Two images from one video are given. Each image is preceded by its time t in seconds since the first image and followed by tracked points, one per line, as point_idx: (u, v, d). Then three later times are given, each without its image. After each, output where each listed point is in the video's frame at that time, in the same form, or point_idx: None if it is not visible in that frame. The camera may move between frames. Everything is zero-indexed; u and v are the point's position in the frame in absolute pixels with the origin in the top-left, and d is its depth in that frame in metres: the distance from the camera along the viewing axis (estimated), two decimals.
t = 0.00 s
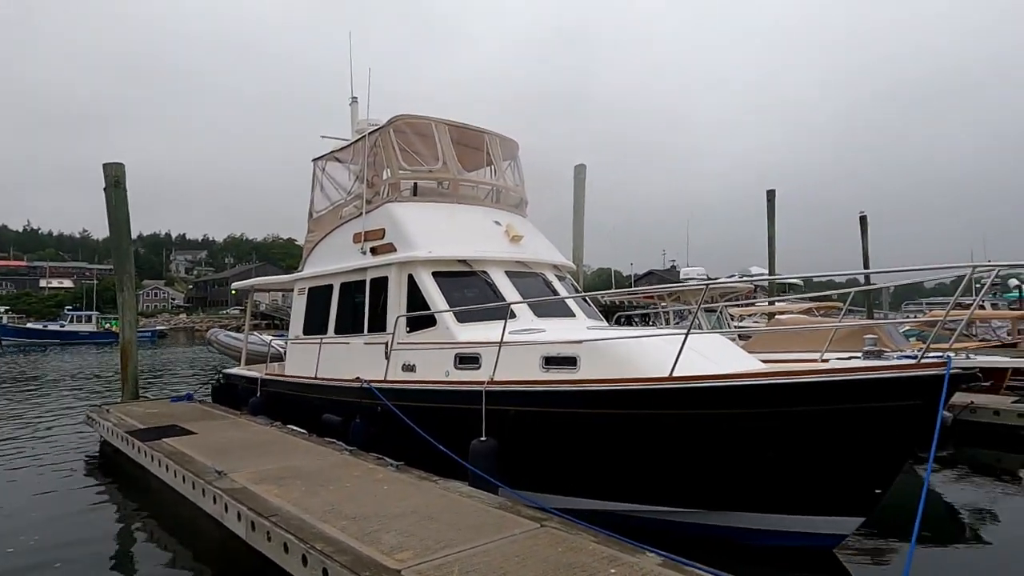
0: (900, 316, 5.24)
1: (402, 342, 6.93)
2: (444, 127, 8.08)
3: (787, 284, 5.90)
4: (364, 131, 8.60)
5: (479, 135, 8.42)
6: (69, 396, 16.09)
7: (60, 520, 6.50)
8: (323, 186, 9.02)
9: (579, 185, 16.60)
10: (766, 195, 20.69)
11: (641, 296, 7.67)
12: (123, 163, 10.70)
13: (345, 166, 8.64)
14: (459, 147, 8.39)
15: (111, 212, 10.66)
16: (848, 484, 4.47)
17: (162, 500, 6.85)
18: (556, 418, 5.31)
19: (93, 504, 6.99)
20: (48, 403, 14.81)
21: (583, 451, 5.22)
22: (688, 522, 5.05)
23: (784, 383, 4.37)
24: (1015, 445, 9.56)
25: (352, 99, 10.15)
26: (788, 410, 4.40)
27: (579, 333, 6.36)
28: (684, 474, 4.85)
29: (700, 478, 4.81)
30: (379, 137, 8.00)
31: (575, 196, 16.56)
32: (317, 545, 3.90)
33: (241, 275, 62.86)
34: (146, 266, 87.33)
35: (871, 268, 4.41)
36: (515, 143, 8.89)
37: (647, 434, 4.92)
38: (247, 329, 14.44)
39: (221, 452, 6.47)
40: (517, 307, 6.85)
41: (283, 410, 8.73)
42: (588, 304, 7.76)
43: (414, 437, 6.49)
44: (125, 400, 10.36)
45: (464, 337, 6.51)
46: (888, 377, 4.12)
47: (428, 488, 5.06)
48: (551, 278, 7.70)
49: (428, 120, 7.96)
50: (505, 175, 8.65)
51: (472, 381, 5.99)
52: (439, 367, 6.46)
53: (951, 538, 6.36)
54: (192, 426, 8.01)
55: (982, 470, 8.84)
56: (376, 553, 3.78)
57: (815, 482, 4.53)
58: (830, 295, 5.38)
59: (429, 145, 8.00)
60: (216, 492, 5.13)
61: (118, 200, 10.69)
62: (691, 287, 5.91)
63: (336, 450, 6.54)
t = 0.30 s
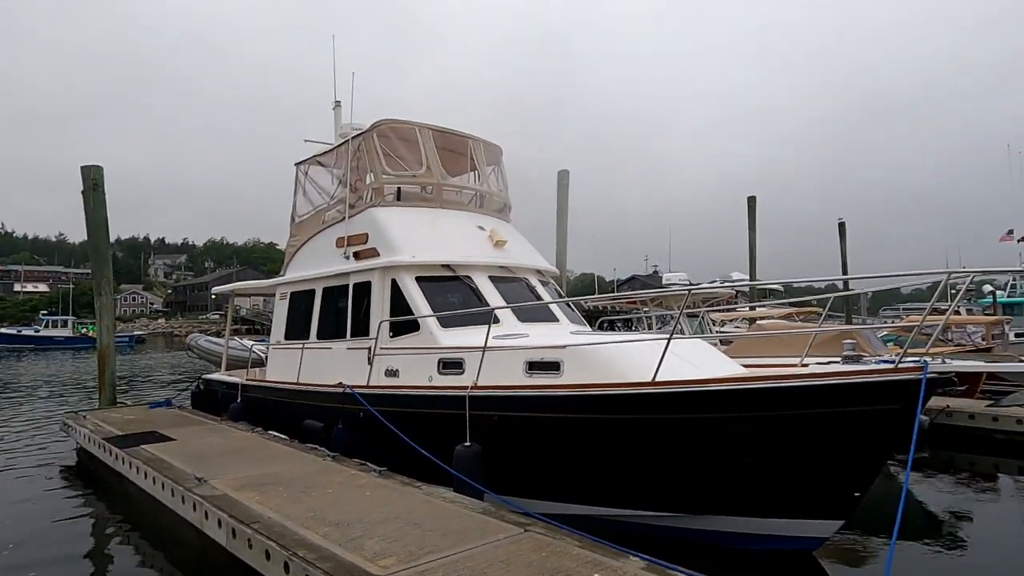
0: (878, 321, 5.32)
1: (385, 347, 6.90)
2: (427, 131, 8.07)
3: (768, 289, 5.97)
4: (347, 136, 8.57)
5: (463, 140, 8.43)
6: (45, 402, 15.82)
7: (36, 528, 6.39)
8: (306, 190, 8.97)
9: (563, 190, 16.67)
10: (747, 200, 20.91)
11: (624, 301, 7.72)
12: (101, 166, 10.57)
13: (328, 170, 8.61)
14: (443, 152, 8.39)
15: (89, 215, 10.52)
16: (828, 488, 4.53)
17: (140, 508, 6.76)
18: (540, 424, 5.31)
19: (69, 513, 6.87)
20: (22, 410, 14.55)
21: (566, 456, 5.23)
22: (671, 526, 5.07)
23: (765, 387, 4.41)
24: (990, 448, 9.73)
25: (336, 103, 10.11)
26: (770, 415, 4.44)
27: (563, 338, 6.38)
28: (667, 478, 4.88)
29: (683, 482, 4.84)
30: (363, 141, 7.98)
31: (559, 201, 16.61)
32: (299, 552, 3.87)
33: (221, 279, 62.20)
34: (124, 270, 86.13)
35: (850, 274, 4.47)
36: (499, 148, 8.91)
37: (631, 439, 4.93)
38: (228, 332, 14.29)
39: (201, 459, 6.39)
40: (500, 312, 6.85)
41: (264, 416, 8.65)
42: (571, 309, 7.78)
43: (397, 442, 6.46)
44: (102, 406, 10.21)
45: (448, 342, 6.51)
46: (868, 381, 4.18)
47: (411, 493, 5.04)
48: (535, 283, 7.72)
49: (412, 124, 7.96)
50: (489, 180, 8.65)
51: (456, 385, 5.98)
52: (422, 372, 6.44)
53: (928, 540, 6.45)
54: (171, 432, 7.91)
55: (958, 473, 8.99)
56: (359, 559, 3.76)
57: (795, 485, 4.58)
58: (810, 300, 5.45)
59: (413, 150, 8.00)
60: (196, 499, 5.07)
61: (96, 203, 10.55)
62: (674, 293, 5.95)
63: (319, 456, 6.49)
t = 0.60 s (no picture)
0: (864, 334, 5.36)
1: (373, 359, 6.86)
2: (416, 143, 8.08)
3: (754, 302, 6.02)
4: (336, 147, 8.56)
5: (452, 152, 8.45)
6: (25, 414, 15.57)
7: (14, 544, 6.27)
8: (294, 200, 8.93)
9: (550, 201, 16.72)
10: (733, 213, 21.08)
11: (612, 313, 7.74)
12: (86, 175, 10.48)
13: (316, 181, 8.59)
14: (432, 163, 8.40)
15: (73, 225, 10.41)
16: (815, 500, 4.54)
17: (122, 523, 6.65)
18: (529, 437, 5.30)
19: (49, 528, 6.75)
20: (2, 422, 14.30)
21: (555, 468, 5.22)
22: (660, 539, 5.06)
23: (753, 400, 4.43)
24: (974, 459, 9.81)
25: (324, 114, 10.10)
26: (758, 427, 4.45)
27: (551, 350, 6.38)
28: (656, 491, 4.88)
29: (672, 495, 4.84)
30: (351, 152, 7.98)
31: (546, 213, 16.66)
32: (286, 567, 3.82)
33: (207, 289, 61.71)
34: (107, 280, 85.24)
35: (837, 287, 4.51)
36: (487, 160, 8.93)
37: (619, 452, 4.93)
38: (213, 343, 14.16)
39: (185, 472, 6.31)
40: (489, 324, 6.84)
41: (249, 429, 8.56)
42: (559, 321, 7.79)
43: (384, 455, 6.42)
44: (84, 419, 10.06)
45: (436, 354, 6.48)
46: (855, 394, 4.21)
47: (399, 507, 5.00)
48: (523, 294, 7.72)
49: (400, 136, 7.96)
50: (478, 192, 8.67)
51: (444, 398, 5.96)
52: (410, 384, 6.41)
53: (914, 551, 6.48)
54: (155, 445, 7.81)
55: (943, 483, 9.05)
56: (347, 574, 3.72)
57: (783, 498, 4.59)
58: (797, 313, 5.49)
59: (401, 161, 7.99)
60: (180, 514, 5.01)
61: (80, 213, 10.45)
62: (661, 305, 5.97)
63: (305, 469, 6.43)
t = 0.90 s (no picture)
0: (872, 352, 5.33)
1: (378, 376, 6.85)
2: (422, 160, 8.12)
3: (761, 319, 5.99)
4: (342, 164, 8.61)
5: (457, 169, 8.48)
6: (31, 429, 15.57)
7: (18, 562, 6.24)
8: (300, 217, 8.96)
9: (555, 216, 16.75)
10: (737, 228, 21.06)
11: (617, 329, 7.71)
12: (94, 192, 10.55)
13: (322, 198, 8.62)
14: (437, 180, 8.43)
15: (81, 241, 10.47)
16: (825, 521, 4.49)
17: (125, 541, 6.62)
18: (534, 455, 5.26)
19: (53, 546, 6.72)
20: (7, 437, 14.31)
21: (561, 488, 5.18)
22: (668, 560, 5.00)
23: (761, 420, 4.39)
24: (984, 478, 9.70)
25: (330, 131, 10.17)
26: (766, 447, 4.41)
27: (556, 367, 6.36)
28: (663, 511, 4.83)
29: (679, 515, 4.78)
30: (357, 169, 8.01)
31: (552, 228, 16.68)
32: None
33: (212, 303, 61.87)
34: (113, 294, 85.58)
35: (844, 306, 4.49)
36: (492, 177, 8.96)
37: (626, 471, 4.89)
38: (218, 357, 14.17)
39: (190, 490, 6.28)
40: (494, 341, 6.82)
41: (253, 445, 8.54)
42: (565, 338, 7.76)
43: (389, 474, 6.38)
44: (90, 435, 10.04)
45: (441, 371, 6.46)
46: (864, 413, 4.17)
47: (404, 527, 4.97)
48: (528, 311, 7.71)
49: (406, 153, 8.00)
50: (483, 209, 8.69)
51: (449, 416, 5.93)
52: (415, 402, 6.39)
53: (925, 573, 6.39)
54: (159, 462, 7.79)
55: (953, 502, 8.94)
56: None
57: (792, 519, 4.54)
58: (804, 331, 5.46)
59: (407, 178, 8.02)
60: (184, 532, 4.98)
61: (88, 229, 10.51)
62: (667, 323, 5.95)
63: (309, 487, 6.40)
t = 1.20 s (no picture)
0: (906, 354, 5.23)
1: (405, 379, 6.89)
2: (447, 163, 8.16)
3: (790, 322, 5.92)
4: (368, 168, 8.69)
5: (482, 172, 8.50)
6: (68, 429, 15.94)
7: (57, 559, 6.40)
8: (327, 221, 9.06)
9: (580, 219, 16.71)
10: (765, 229, 20.80)
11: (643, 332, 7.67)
12: (128, 198, 10.78)
13: (348, 201, 8.71)
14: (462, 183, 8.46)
15: (115, 246, 10.69)
16: (860, 528, 4.41)
17: (160, 540, 6.74)
18: (562, 458, 5.25)
19: (89, 543, 6.87)
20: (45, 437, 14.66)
21: (589, 491, 5.16)
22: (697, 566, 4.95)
23: (793, 424, 4.33)
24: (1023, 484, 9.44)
25: (356, 135, 10.27)
26: (799, 451, 4.35)
27: (583, 370, 6.34)
28: (693, 516, 4.78)
29: (710, 520, 4.74)
30: (384, 173, 8.08)
31: (576, 231, 16.64)
32: None
33: (240, 306, 62.79)
34: (145, 297, 87.29)
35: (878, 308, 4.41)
36: (517, 179, 8.97)
37: (655, 475, 4.85)
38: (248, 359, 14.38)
39: (222, 490, 6.37)
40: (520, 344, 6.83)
41: (282, 447, 8.64)
42: (591, 340, 7.74)
43: (417, 475, 6.42)
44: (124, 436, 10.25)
45: (467, 374, 6.48)
46: (900, 418, 4.09)
47: (432, 529, 4.99)
48: (554, 313, 7.69)
49: (432, 156, 8.05)
50: (508, 211, 8.70)
51: (476, 418, 5.94)
52: (442, 404, 6.41)
53: None
54: (191, 462, 7.91)
55: (990, 509, 8.72)
56: None
57: (826, 525, 4.46)
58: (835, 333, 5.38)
59: (432, 181, 8.07)
60: (217, 531, 5.05)
61: (122, 234, 10.74)
62: (695, 325, 5.90)
63: (337, 488, 6.46)
